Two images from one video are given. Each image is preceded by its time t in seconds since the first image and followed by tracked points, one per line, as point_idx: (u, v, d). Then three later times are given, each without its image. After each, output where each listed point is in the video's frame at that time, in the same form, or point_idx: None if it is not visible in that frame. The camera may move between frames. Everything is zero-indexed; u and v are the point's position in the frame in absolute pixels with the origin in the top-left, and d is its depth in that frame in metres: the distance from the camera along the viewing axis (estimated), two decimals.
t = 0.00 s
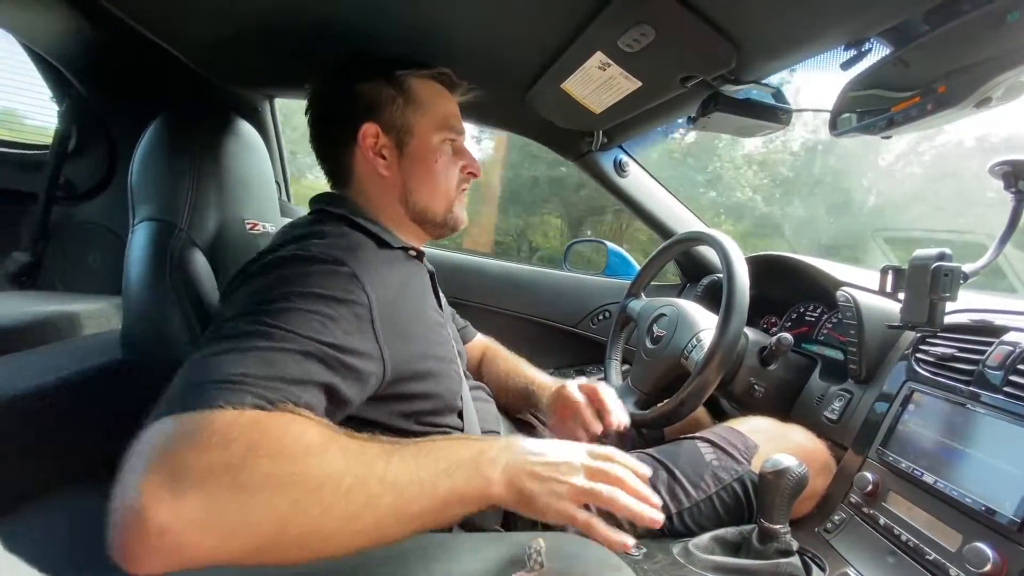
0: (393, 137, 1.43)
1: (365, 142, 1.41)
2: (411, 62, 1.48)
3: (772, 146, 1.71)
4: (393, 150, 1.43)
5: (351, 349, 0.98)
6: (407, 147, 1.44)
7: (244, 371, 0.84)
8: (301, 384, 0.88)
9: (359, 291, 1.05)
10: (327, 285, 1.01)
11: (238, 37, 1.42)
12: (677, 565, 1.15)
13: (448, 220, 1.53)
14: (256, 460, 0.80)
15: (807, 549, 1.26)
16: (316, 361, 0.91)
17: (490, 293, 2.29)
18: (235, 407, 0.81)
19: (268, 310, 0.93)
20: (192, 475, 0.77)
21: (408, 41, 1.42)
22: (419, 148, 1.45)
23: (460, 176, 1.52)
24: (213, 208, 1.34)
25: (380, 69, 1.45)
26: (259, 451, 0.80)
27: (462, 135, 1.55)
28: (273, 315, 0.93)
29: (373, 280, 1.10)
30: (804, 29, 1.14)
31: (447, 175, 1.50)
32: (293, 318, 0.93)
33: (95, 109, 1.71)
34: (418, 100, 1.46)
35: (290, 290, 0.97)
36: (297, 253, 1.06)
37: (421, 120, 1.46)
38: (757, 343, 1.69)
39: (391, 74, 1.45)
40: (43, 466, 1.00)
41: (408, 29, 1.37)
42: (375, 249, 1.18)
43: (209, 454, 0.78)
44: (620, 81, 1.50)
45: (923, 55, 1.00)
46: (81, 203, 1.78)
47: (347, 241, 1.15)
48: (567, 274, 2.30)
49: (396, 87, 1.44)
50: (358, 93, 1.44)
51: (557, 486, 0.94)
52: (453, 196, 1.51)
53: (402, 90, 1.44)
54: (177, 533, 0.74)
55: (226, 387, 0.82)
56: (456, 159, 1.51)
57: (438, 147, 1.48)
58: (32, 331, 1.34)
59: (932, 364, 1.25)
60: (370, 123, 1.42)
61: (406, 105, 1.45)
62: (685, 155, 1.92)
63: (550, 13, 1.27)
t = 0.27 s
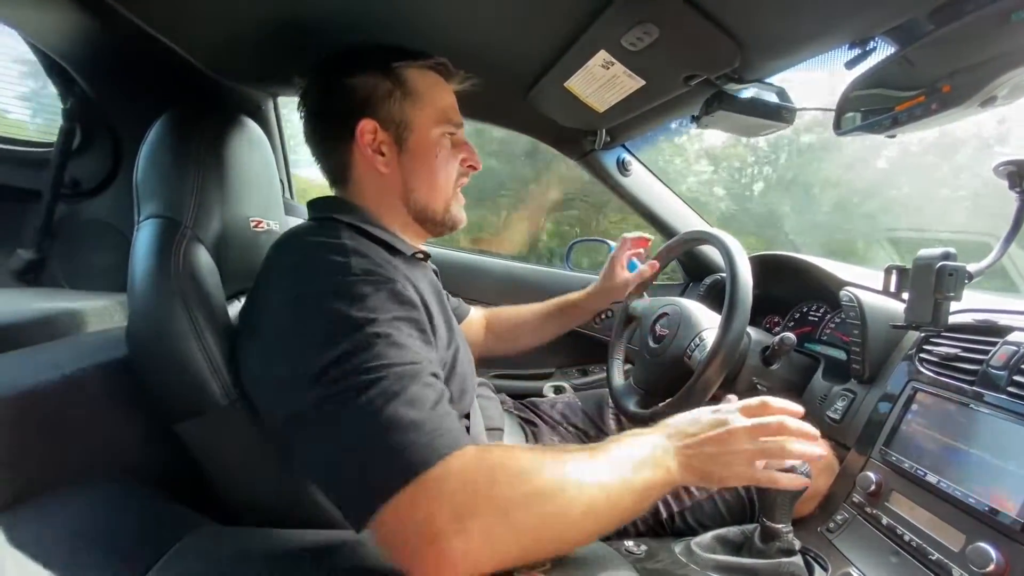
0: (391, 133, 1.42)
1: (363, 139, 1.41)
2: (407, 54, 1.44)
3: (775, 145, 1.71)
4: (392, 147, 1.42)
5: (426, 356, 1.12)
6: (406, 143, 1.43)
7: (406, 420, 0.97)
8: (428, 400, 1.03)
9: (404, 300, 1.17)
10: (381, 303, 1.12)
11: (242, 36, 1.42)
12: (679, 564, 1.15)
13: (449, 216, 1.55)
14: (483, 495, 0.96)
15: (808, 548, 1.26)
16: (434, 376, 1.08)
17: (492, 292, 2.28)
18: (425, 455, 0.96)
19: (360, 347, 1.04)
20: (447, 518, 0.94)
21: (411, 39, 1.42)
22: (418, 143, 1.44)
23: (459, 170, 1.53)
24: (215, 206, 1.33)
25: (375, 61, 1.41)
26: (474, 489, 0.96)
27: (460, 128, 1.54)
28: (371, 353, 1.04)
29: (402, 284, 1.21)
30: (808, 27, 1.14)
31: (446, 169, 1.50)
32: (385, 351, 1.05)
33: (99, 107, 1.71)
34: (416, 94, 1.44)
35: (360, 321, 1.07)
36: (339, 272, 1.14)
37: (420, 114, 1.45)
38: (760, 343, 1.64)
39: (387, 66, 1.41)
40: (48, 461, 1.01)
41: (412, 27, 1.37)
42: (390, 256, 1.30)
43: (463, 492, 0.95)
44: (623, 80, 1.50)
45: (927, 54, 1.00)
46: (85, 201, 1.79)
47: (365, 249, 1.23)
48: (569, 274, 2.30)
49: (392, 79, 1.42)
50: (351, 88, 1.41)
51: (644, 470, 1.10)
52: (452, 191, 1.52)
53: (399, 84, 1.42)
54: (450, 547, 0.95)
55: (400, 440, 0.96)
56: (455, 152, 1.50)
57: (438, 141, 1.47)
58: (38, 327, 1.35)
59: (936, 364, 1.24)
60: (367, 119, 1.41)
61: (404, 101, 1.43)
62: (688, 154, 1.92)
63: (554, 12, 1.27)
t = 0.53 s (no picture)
0: (393, 131, 1.43)
1: (365, 137, 1.41)
2: (406, 50, 1.44)
3: (778, 144, 1.71)
4: (394, 145, 1.43)
5: (446, 358, 1.16)
6: (408, 141, 1.44)
7: (455, 425, 1.04)
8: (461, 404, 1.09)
9: (413, 301, 1.21)
10: (396, 308, 1.16)
11: (245, 37, 1.42)
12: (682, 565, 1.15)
13: (451, 214, 1.54)
14: (543, 496, 1.03)
15: (809, 549, 1.25)
16: (460, 376, 1.15)
17: (495, 292, 2.26)
18: (481, 459, 1.03)
19: (390, 357, 1.08)
20: (509, 510, 1.01)
21: (414, 40, 1.42)
22: (419, 141, 1.45)
23: (460, 167, 1.53)
24: (218, 205, 1.33)
25: (374, 56, 1.41)
26: (532, 491, 1.03)
27: (461, 125, 1.55)
28: (402, 362, 1.08)
29: (410, 287, 1.24)
30: (811, 27, 1.14)
31: (448, 167, 1.50)
32: (414, 359, 1.10)
33: (103, 108, 1.71)
34: (416, 91, 1.45)
35: (382, 330, 1.11)
36: (351, 279, 1.17)
37: (421, 112, 1.46)
38: (762, 343, 1.68)
39: (387, 63, 1.41)
40: (52, 461, 1.01)
41: (415, 28, 1.37)
42: (392, 256, 1.31)
43: (519, 492, 1.03)
44: (626, 80, 1.50)
45: (931, 54, 1.00)
46: (89, 201, 1.80)
47: (370, 252, 1.26)
48: (572, 273, 2.27)
49: (393, 76, 1.42)
50: (351, 85, 1.41)
51: (726, 468, 1.14)
52: (454, 188, 1.52)
53: (399, 80, 1.42)
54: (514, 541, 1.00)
55: (454, 444, 1.03)
56: (456, 150, 1.51)
57: (439, 138, 1.48)
58: (42, 327, 1.35)
59: (940, 366, 1.24)
60: (368, 117, 1.41)
61: (405, 97, 1.44)
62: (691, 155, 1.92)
63: (556, 12, 1.27)
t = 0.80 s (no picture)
0: (395, 129, 1.43)
1: (367, 134, 1.41)
2: (410, 51, 1.45)
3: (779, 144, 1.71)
4: (396, 142, 1.43)
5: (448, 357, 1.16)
6: (410, 138, 1.44)
7: (455, 424, 1.05)
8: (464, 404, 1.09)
9: (414, 297, 1.20)
10: (397, 305, 1.16)
11: (248, 36, 1.42)
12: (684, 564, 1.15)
13: (452, 212, 1.53)
14: (544, 498, 1.04)
15: (815, 550, 1.23)
16: (460, 377, 1.14)
17: (496, 292, 2.26)
18: (479, 458, 1.04)
19: (391, 354, 1.08)
20: (510, 512, 1.01)
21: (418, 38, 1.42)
22: (421, 139, 1.45)
23: (462, 166, 1.53)
24: (221, 203, 1.33)
25: (378, 57, 1.42)
26: (534, 494, 1.04)
27: (463, 125, 1.55)
28: (403, 359, 1.08)
29: (413, 285, 1.24)
30: (815, 26, 1.14)
31: (450, 165, 1.50)
32: (415, 357, 1.10)
33: (106, 106, 1.72)
34: (419, 90, 1.45)
35: (384, 328, 1.10)
36: (352, 276, 1.17)
37: (423, 111, 1.46)
38: (764, 343, 1.68)
39: (390, 62, 1.42)
40: (56, 458, 1.01)
41: (418, 26, 1.38)
42: (394, 254, 1.31)
43: (521, 495, 1.03)
44: (629, 79, 1.50)
45: (935, 53, 1.00)
46: (93, 200, 1.81)
47: (371, 250, 1.26)
48: (572, 273, 2.27)
49: (396, 76, 1.42)
50: (355, 84, 1.42)
51: (730, 487, 1.13)
52: (456, 186, 1.51)
53: (402, 79, 1.42)
54: (516, 542, 1.00)
55: (454, 443, 1.03)
56: (458, 149, 1.51)
57: (441, 137, 1.48)
58: (46, 325, 1.35)
59: (943, 364, 1.23)
60: (372, 114, 1.42)
61: (408, 96, 1.44)
62: (694, 155, 1.92)
63: (559, 11, 1.27)
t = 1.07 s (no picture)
0: (398, 130, 1.44)
1: (370, 135, 1.42)
2: (411, 53, 1.46)
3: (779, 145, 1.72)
4: (398, 143, 1.43)
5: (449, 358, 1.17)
6: (413, 140, 1.45)
7: (457, 426, 1.05)
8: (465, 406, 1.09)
9: (416, 299, 1.21)
10: (399, 306, 1.16)
11: (250, 37, 1.43)
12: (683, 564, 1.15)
13: (455, 212, 1.54)
14: (546, 500, 1.04)
15: (814, 551, 1.23)
16: (462, 378, 1.15)
17: (496, 293, 2.26)
18: (481, 460, 1.04)
19: (393, 356, 1.09)
20: (513, 514, 1.01)
21: (419, 39, 1.43)
22: (424, 140, 1.46)
23: (463, 168, 1.53)
24: (221, 204, 1.33)
25: (381, 59, 1.43)
26: (536, 496, 1.04)
27: (465, 126, 1.56)
28: (406, 361, 1.09)
29: (414, 287, 1.25)
30: (815, 29, 1.14)
31: (452, 166, 1.50)
32: (418, 359, 1.10)
33: (108, 106, 1.72)
34: (422, 92, 1.46)
35: (385, 330, 1.11)
36: (354, 278, 1.17)
37: (425, 112, 1.46)
38: (763, 344, 1.68)
39: (393, 65, 1.43)
40: (57, 457, 1.02)
41: (419, 28, 1.38)
42: (395, 256, 1.31)
43: (523, 497, 1.03)
44: (629, 81, 1.50)
45: (934, 57, 1.00)
46: (94, 199, 1.81)
47: (372, 252, 1.27)
48: (572, 273, 2.27)
49: (399, 77, 1.43)
50: (357, 85, 1.43)
51: (728, 487, 1.14)
52: (459, 188, 1.52)
53: (405, 81, 1.43)
54: (519, 544, 1.00)
55: (456, 444, 1.03)
56: (460, 150, 1.51)
57: (443, 138, 1.49)
58: (47, 324, 1.36)
59: (942, 366, 1.24)
60: (375, 115, 1.42)
61: (411, 97, 1.45)
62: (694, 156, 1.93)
63: (560, 13, 1.27)
